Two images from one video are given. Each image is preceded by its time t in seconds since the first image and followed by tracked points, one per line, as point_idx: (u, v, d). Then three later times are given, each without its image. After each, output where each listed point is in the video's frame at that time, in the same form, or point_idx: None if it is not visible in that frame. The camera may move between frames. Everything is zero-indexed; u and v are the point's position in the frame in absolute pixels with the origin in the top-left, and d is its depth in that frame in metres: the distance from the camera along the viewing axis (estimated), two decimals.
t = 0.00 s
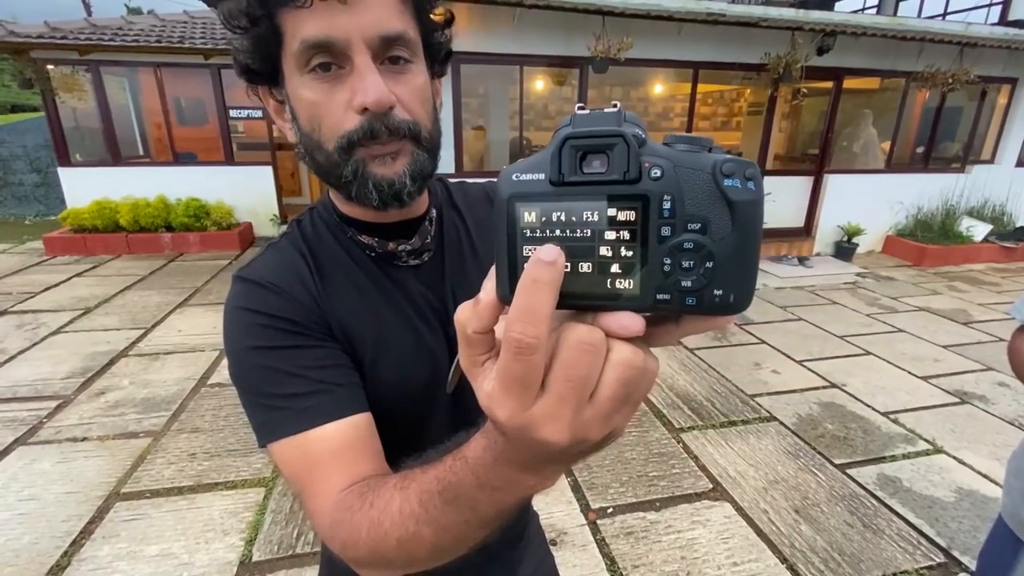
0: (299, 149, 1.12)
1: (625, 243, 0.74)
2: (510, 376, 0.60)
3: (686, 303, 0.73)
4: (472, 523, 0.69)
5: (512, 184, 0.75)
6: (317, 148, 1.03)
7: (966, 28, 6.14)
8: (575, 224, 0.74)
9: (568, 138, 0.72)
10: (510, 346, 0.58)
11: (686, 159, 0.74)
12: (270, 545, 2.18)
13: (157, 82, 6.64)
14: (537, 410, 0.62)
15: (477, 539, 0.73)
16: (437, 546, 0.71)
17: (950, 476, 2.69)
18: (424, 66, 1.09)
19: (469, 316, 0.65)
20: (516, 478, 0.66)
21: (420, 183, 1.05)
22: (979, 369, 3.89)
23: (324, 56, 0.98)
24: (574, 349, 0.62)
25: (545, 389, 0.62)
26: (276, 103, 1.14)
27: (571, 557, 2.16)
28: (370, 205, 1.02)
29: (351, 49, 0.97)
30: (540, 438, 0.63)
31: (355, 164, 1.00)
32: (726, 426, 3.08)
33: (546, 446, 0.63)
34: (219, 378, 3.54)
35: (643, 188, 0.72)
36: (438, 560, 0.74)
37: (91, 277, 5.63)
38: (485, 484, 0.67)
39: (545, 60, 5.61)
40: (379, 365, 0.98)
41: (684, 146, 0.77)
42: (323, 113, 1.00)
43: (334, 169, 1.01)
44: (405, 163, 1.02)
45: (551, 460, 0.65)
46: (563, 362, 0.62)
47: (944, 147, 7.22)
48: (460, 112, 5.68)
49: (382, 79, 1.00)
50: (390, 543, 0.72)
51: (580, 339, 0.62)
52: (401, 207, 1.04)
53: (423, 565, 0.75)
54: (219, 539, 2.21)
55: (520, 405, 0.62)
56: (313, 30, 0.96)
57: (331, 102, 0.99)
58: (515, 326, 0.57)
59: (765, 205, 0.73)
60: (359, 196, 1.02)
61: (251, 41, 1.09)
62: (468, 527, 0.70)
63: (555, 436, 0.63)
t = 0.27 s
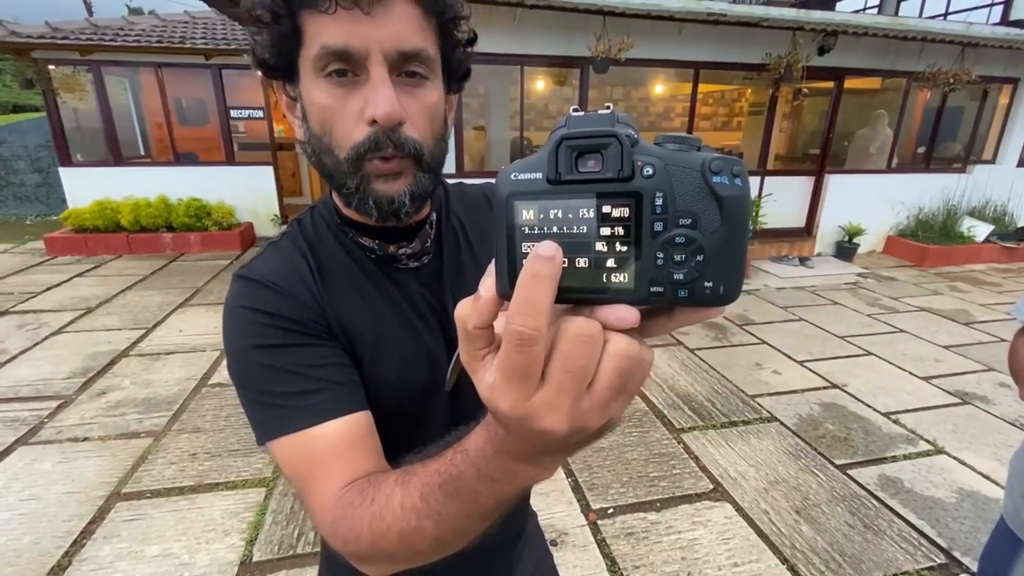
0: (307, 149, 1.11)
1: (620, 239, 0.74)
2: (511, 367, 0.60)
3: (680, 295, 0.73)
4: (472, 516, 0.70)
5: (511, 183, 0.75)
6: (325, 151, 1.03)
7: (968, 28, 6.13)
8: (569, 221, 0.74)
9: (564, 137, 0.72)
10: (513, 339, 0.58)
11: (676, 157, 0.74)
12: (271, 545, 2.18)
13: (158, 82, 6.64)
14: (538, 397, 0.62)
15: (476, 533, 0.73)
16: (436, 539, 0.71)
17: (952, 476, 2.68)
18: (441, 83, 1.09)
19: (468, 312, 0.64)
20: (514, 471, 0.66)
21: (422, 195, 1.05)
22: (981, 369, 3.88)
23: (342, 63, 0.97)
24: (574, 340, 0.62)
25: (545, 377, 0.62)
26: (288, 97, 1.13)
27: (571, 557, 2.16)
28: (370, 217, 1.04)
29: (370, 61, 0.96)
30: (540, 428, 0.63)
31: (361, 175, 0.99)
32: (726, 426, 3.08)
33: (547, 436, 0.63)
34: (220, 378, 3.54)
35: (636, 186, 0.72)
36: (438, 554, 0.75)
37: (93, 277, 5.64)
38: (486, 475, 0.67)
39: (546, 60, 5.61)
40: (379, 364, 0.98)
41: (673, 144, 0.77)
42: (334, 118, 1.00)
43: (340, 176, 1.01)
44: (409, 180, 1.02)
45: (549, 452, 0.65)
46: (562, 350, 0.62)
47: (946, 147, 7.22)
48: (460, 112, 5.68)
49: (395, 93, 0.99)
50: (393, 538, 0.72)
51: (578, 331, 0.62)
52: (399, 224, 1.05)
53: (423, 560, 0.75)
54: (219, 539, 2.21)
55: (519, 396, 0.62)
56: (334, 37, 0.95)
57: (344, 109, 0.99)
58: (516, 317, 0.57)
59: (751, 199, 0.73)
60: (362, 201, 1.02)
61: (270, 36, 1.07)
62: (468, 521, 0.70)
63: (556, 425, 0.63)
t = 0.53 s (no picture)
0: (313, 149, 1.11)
1: (624, 254, 0.74)
2: (518, 376, 0.60)
3: (680, 310, 0.74)
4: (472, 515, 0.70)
5: (519, 197, 0.75)
6: (332, 154, 1.03)
7: (969, 28, 6.12)
8: (576, 236, 0.74)
9: (573, 155, 0.72)
10: (520, 348, 0.58)
11: (680, 178, 0.74)
12: (271, 545, 2.18)
13: (159, 82, 6.65)
14: (542, 406, 0.62)
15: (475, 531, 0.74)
16: (437, 537, 0.72)
17: (952, 477, 2.68)
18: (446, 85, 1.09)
19: (474, 319, 0.63)
20: (515, 470, 0.67)
21: (429, 194, 1.05)
22: (982, 369, 3.88)
23: (350, 66, 0.98)
24: (579, 350, 0.62)
25: (549, 386, 0.62)
26: (294, 100, 1.13)
27: (571, 557, 2.16)
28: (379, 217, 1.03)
29: (378, 63, 0.97)
30: (543, 432, 0.63)
31: (369, 176, 0.99)
32: (727, 426, 3.08)
33: (549, 440, 0.63)
34: (221, 377, 3.54)
35: (641, 206, 0.73)
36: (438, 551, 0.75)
37: (94, 277, 5.65)
38: (488, 475, 0.67)
39: (546, 60, 5.61)
40: (381, 365, 0.98)
41: (677, 165, 0.77)
42: (343, 120, 1.00)
43: (348, 178, 1.01)
44: (418, 179, 1.02)
45: (550, 454, 0.66)
46: (567, 360, 0.62)
47: (947, 147, 7.21)
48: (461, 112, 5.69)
49: (404, 93, 0.99)
50: (394, 534, 0.72)
51: (582, 341, 0.62)
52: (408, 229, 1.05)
53: (424, 556, 0.75)
54: (220, 538, 2.22)
55: (523, 403, 0.62)
56: (343, 39, 0.96)
57: (352, 111, 0.99)
58: (525, 328, 0.58)
59: (752, 220, 0.73)
60: (369, 207, 1.02)
61: (276, 39, 1.07)
62: (468, 518, 0.70)
63: (559, 430, 0.63)
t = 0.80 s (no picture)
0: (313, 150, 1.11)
1: (621, 245, 0.74)
2: (518, 361, 0.61)
3: (675, 299, 0.74)
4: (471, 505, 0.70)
5: (519, 189, 0.75)
6: (332, 151, 1.03)
7: (970, 28, 6.12)
8: (574, 227, 0.75)
9: (572, 146, 0.73)
10: (521, 333, 0.59)
11: (675, 170, 0.75)
12: (272, 543, 2.19)
13: (160, 82, 6.66)
14: (539, 392, 0.62)
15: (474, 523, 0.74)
16: (437, 528, 0.72)
17: (952, 477, 2.68)
18: (443, 84, 1.10)
19: (476, 308, 0.64)
20: (513, 460, 0.67)
21: (431, 190, 1.05)
22: (982, 369, 3.88)
23: (349, 64, 0.98)
24: (576, 336, 0.62)
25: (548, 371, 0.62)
26: (294, 101, 1.13)
27: (571, 557, 2.16)
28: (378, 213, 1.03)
29: (377, 61, 0.97)
30: (540, 420, 0.63)
31: (368, 171, 0.99)
32: (727, 426, 3.08)
33: (548, 427, 0.64)
34: (221, 377, 3.55)
35: (637, 197, 0.73)
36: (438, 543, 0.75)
37: (95, 277, 5.66)
38: (488, 464, 0.68)
39: (547, 60, 5.62)
40: (380, 361, 0.98)
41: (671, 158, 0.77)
42: (343, 118, 1.00)
43: (347, 174, 1.00)
44: (418, 174, 1.02)
45: (548, 444, 0.66)
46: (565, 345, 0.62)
47: (948, 147, 7.21)
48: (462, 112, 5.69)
49: (404, 91, 1.00)
50: (396, 527, 0.72)
51: (580, 328, 0.63)
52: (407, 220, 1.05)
53: (424, 547, 0.75)
54: (221, 537, 2.22)
55: (521, 389, 0.62)
56: (342, 38, 0.96)
57: (351, 108, 0.99)
58: (525, 312, 0.58)
59: (744, 211, 0.74)
60: (368, 204, 1.01)
61: (275, 40, 1.08)
62: (468, 510, 0.71)
63: (557, 416, 0.64)
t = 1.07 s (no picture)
0: (314, 152, 1.10)
1: (634, 245, 0.77)
2: (525, 336, 0.63)
3: (676, 302, 0.75)
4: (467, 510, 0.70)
5: (557, 188, 0.84)
6: (337, 151, 1.02)
7: (970, 28, 6.12)
8: (598, 225, 0.80)
9: (601, 152, 0.79)
10: (528, 302, 0.62)
11: (694, 179, 0.76)
12: (272, 543, 2.19)
13: (161, 82, 6.67)
14: (543, 373, 0.63)
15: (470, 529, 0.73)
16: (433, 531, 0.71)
17: (952, 477, 2.68)
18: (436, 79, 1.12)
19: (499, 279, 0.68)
20: (507, 464, 0.66)
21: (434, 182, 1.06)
22: (982, 369, 3.88)
23: (351, 59, 0.98)
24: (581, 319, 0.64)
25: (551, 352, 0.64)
26: (290, 103, 1.12)
27: (571, 556, 2.17)
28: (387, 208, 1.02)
29: (377, 55, 0.98)
30: (539, 414, 0.64)
31: (378, 165, 0.99)
32: (727, 426, 3.09)
33: (543, 408, 0.63)
34: (222, 377, 3.55)
35: (653, 201, 0.77)
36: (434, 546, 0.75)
37: (96, 277, 5.66)
38: (487, 459, 0.67)
39: (547, 60, 5.62)
40: (379, 363, 0.98)
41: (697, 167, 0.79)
42: (347, 115, 0.99)
43: (356, 172, 0.99)
44: (424, 165, 1.02)
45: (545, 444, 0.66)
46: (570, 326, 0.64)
47: (948, 147, 7.21)
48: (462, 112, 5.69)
49: (406, 84, 1.00)
50: (391, 532, 0.72)
51: (586, 313, 0.65)
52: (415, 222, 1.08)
53: (419, 550, 0.74)
54: (221, 537, 2.23)
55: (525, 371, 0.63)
56: (342, 34, 0.96)
57: (356, 105, 0.98)
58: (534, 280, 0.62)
59: (752, 221, 0.73)
60: (378, 201, 1.01)
61: (268, 41, 1.07)
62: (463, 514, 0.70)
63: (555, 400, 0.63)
